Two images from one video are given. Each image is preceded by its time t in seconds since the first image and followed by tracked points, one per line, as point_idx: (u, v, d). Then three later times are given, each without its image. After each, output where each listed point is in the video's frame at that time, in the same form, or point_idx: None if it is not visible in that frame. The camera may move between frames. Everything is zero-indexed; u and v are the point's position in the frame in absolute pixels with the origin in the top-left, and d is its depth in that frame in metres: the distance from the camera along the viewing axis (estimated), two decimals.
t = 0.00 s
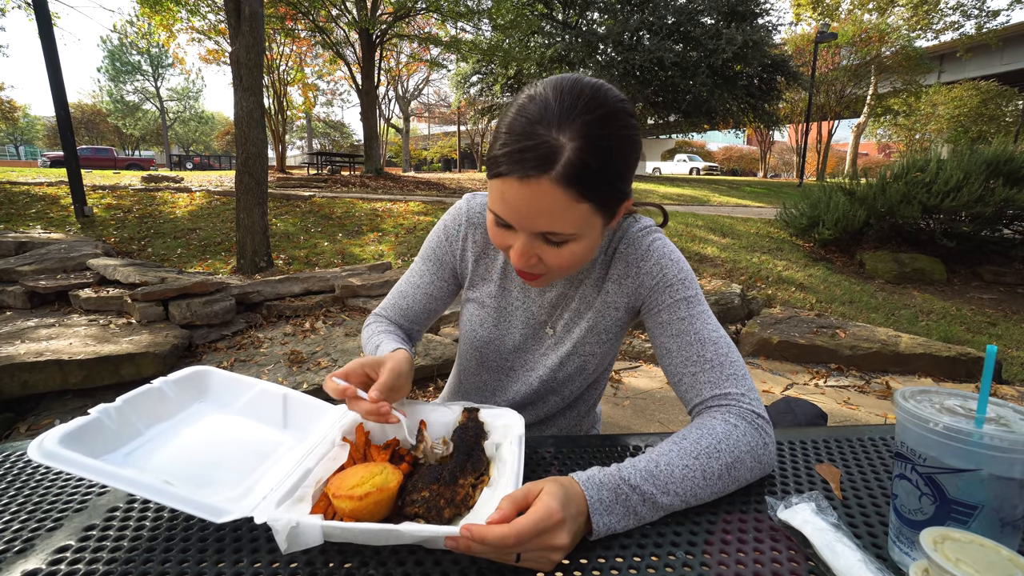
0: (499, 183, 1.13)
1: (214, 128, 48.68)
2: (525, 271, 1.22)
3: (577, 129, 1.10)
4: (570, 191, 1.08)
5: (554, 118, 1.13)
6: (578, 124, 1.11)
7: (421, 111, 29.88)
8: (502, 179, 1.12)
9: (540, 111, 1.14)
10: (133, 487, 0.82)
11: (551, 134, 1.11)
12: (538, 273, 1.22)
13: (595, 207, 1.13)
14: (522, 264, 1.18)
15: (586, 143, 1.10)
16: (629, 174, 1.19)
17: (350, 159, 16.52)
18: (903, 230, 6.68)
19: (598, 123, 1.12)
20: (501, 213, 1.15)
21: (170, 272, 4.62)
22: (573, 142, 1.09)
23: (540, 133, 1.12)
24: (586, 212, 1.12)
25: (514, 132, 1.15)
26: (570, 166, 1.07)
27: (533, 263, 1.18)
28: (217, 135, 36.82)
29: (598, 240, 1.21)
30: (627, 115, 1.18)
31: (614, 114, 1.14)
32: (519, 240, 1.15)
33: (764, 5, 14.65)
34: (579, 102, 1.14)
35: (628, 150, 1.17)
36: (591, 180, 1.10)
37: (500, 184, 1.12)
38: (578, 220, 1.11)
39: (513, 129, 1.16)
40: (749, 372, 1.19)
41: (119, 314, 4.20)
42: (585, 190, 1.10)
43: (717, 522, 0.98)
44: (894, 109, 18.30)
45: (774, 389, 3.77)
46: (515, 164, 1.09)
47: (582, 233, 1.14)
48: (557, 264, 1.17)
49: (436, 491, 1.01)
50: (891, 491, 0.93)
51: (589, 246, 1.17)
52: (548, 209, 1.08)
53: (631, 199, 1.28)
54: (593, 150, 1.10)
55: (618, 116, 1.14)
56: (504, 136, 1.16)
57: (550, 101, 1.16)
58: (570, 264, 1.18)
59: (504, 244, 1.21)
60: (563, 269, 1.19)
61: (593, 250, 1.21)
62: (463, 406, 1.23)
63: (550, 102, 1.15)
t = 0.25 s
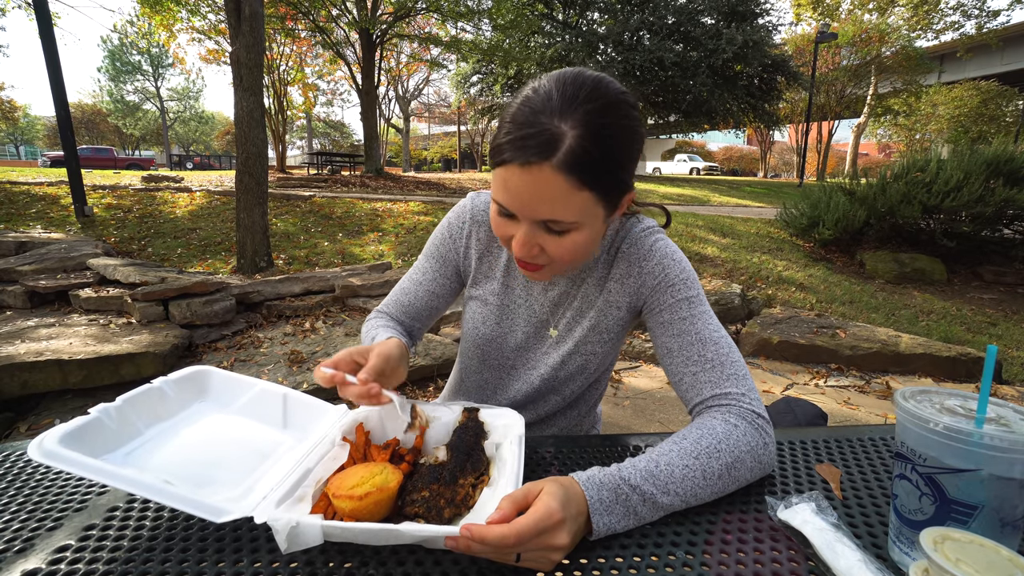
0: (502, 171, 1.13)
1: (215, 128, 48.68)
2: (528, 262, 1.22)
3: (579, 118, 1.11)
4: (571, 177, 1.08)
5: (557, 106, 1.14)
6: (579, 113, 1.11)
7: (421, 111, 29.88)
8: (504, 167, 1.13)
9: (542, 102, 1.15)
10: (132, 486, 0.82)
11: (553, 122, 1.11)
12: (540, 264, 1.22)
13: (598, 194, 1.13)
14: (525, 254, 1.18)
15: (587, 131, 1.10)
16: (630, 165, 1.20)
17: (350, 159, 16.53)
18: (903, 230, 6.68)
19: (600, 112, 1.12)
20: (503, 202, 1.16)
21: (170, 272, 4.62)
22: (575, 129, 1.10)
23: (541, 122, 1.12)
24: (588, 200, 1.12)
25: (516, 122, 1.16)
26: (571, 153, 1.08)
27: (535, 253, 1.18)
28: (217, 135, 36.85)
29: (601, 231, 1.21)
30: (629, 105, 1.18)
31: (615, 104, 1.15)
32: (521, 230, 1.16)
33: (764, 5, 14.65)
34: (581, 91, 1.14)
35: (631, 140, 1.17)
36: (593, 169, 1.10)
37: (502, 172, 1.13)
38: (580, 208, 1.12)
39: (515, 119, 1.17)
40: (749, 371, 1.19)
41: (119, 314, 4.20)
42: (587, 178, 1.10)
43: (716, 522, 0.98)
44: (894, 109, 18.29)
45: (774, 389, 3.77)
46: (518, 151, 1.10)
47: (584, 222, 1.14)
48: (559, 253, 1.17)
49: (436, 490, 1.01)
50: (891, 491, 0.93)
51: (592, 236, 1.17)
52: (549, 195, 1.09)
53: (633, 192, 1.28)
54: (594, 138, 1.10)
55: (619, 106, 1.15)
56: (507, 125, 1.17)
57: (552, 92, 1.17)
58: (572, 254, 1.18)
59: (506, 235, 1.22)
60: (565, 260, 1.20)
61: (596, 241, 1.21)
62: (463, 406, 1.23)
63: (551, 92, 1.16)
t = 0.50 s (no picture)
0: (508, 138, 1.17)
1: (215, 128, 48.69)
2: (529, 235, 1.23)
3: (583, 87, 1.17)
4: (575, 140, 1.13)
5: (562, 78, 1.20)
6: (583, 83, 1.18)
7: (422, 111, 29.87)
8: (510, 132, 1.17)
9: (549, 75, 1.21)
10: (131, 485, 0.81)
11: (558, 90, 1.17)
12: (540, 237, 1.24)
13: (600, 164, 1.17)
14: (526, 223, 1.20)
15: (591, 98, 1.16)
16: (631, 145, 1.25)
17: (350, 159, 16.52)
18: (903, 230, 6.68)
19: (603, 85, 1.18)
20: (507, 169, 1.19)
21: (170, 271, 4.62)
22: (580, 95, 1.15)
23: (547, 90, 1.18)
24: (590, 166, 1.16)
25: (523, 92, 1.21)
26: (575, 116, 1.13)
27: (536, 223, 1.20)
28: (218, 135, 36.85)
29: (602, 205, 1.24)
30: (631, 86, 1.25)
31: (618, 81, 1.21)
32: (524, 198, 1.19)
33: (764, 5, 14.65)
34: (586, 67, 1.21)
35: (631, 118, 1.23)
36: (596, 135, 1.15)
37: (507, 138, 1.18)
38: (584, 171, 1.15)
39: (521, 91, 1.22)
40: (750, 371, 1.19)
41: (119, 314, 4.20)
42: (590, 142, 1.14)
43: (717, 522, 0.98)
44: (895, 110, 18.27)
45: (774, 389, 3.77)
46: (525, 115, 1.14)
47: (585, 189, 1.17)
48: (560, 224, 1.19)
49: (436, 490, 1.01)
50: (891, 492, 0.93)
51: (593, 208, 1.20)
52: (553, 157, 1.12)
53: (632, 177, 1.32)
54: (598, 105, 1.15)
55: (622, 83, 1.21)
56: (513, 99, 1.22)
57: (559, 69, 1.24)
58: (574, 224, 1.20)
59: (509, 207, 1.24)
60: (566, 231, 1.21)
61: (598, 215, 1.23)
62: (463, 405, 1.23)
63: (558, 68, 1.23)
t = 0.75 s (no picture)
0: (509, 141, 1.18)
1: (216, 128, 48.69)
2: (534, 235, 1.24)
3: (582, 86, 1.17)
4: (575, 139, 1.13)
5: (562, 79, 1.20)
6: (583, 82, 1.18)
7: (422, 111, 29.88)
8: (512, 134, 1.18)
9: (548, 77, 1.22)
10: (131, 485, 0.82)
11: (559, 90, 1.17)
12: (544, 237, 1.25)
13: (601, 163, 1.18)
14: (530, 223, 1.21)
15: (591, 97, 1.16)
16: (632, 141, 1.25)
17: (350, 159, 16.53)
18: (903, 230, 6.67)
19: (603, 82, 1.19)
20: (509, 170, 1.20)
21: (169, 271, 4.62)
22: (580, 95, 1.15)
23: (547, 90, 1.18)
24: (592, 165, 1.16)
25: (523, 94, 1.22)
26: (576, 114, 1.13)
27: (540, 223, 1.21)
28: (218, 135, 36.86)
29: (605, 204, 1.24)
30: (631, 83, 1.24)
31: (617, 79, 1.22)
32: (527, 199, 1.19)
33: (764, 4, 14.65)
34: (585, 66, 1.22)
35: (632, 116, 1.23)
36: (597, 133, 1.15)
37: (509, 140, 1.18)
38: (586, 171, 1.16)
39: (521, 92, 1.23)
40: (751, 370, 1.19)
41: (119, 314, 4.20)
42: (591, 141, 1.14)
43: (717, 522, 0.98)
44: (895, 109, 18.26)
45: (774, 389, 3.77)
46: (525, 116, 1.15)
47: (588, 189, 1.17)
48: (564, 224, 1.20)
49: (436, 490, 1.01)
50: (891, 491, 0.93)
51: (595, 206, 1.20)
52: (554, 157, 1.12)
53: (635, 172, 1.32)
54: (598, 103, 1.16)
55: (621, 81, 1.21)
56: (513, 100, 1.22)
57: (558, 69, 1.24)
58: (578, 223, 1.20)
59: (513, 209, 1.25)
60: (570, 231, 1.21)
61: (601, 214, 1.23)
62: (463, 405, 1.23)
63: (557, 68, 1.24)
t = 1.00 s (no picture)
0: (506, 155, 1.18)
1: (216, 128, 48.70)
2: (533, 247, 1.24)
3: (576, 99, 1.17)
4: (570, 153, 1.13)
5: (556, 92, 1.20)
6: (576, 95, 1.18)
7: (422, 111, 29.88)
8: (508, 149, 1.18)
9: (541, 89, 1.22)
10: (130, 486, 0.82)
11: (552, 104, 1.17)
12: (545, 249, 1.25)
13: (598, 175, 1.17)
14: (529, 237, 1.21)
15: (584, 110, 1.16)
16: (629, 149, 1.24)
17: (350, 159, 16.53)
18: (903, 230, 6.68)
19: (596, 94, 1.19)
20: (507, 185, 1.20)
21: (169, 271, 4.62)
22: (574, 109, 1.15)
23: (542, 104, 1.18)
24: (589, 177, 1.16)
25: (517, 108, 1.22)
26: (570, 129, 1.13)
27: (540, 236, 1.20)
28: (218, 135, 36.88)
29: (604, 213, 1.24)
30: (626, 92, 1.24)
31: (610, 88, 1.21)
32: (526, 213, 1.19)
33: (764, 5, 14.65)
34: (578, 77, 1.21)
35: (628, 124, 1.23)
36: (593, 144, 1.15)
37: (505, 156, 1.19)
38: (583, 183, 1.15)
39: (516, 106, 1.23)
40: (750, 370, 1.19)
41: (119, 314, 4.20)
42: (587, 153, 1.14)
43: (717, 521, 0.98)
44: (895, 109, 18.26)
45: (774, 389, 3.77)
46: (520, 132, 1.15)
47: (586, 201, 1.17)
48: (564, 235, 1.20)
49: (436, 490, 1.01)
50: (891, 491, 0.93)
51: (594, 217, 1.20)
52: (551, 172, 1.12)
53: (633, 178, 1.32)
54: (592, 115, 1.15)
55: (615, 90, 1.21)
56: (508, 116, 1.23)
57: (551, 81, 1.24)
58: (577, 235, 1.20)
59: (512, 223, 1.25)
60: (570, 243, 1.22)
61: (600, 224, 1.23)
62: (463, 405, 1.23)
63: (550, 80, 1.24)
